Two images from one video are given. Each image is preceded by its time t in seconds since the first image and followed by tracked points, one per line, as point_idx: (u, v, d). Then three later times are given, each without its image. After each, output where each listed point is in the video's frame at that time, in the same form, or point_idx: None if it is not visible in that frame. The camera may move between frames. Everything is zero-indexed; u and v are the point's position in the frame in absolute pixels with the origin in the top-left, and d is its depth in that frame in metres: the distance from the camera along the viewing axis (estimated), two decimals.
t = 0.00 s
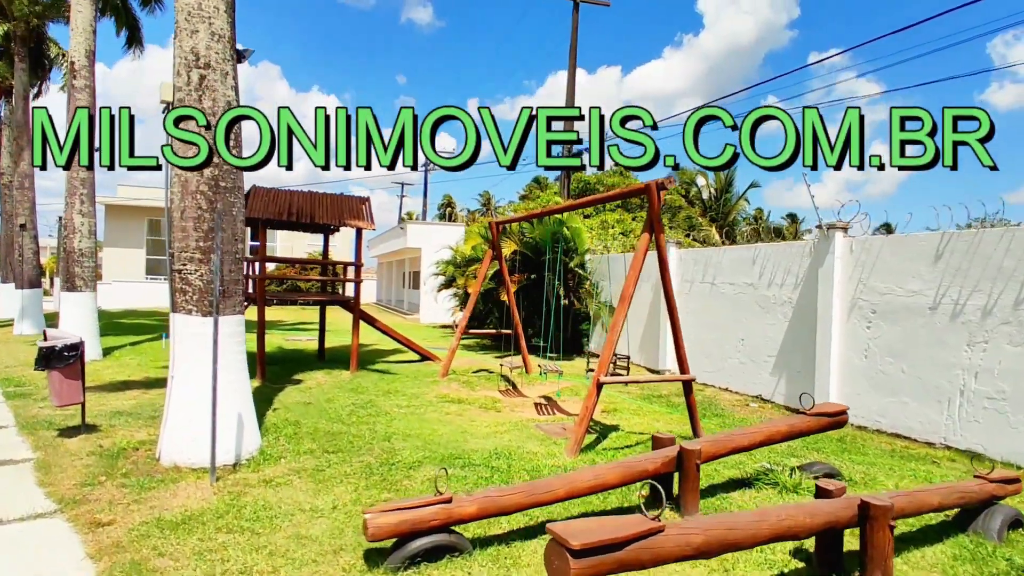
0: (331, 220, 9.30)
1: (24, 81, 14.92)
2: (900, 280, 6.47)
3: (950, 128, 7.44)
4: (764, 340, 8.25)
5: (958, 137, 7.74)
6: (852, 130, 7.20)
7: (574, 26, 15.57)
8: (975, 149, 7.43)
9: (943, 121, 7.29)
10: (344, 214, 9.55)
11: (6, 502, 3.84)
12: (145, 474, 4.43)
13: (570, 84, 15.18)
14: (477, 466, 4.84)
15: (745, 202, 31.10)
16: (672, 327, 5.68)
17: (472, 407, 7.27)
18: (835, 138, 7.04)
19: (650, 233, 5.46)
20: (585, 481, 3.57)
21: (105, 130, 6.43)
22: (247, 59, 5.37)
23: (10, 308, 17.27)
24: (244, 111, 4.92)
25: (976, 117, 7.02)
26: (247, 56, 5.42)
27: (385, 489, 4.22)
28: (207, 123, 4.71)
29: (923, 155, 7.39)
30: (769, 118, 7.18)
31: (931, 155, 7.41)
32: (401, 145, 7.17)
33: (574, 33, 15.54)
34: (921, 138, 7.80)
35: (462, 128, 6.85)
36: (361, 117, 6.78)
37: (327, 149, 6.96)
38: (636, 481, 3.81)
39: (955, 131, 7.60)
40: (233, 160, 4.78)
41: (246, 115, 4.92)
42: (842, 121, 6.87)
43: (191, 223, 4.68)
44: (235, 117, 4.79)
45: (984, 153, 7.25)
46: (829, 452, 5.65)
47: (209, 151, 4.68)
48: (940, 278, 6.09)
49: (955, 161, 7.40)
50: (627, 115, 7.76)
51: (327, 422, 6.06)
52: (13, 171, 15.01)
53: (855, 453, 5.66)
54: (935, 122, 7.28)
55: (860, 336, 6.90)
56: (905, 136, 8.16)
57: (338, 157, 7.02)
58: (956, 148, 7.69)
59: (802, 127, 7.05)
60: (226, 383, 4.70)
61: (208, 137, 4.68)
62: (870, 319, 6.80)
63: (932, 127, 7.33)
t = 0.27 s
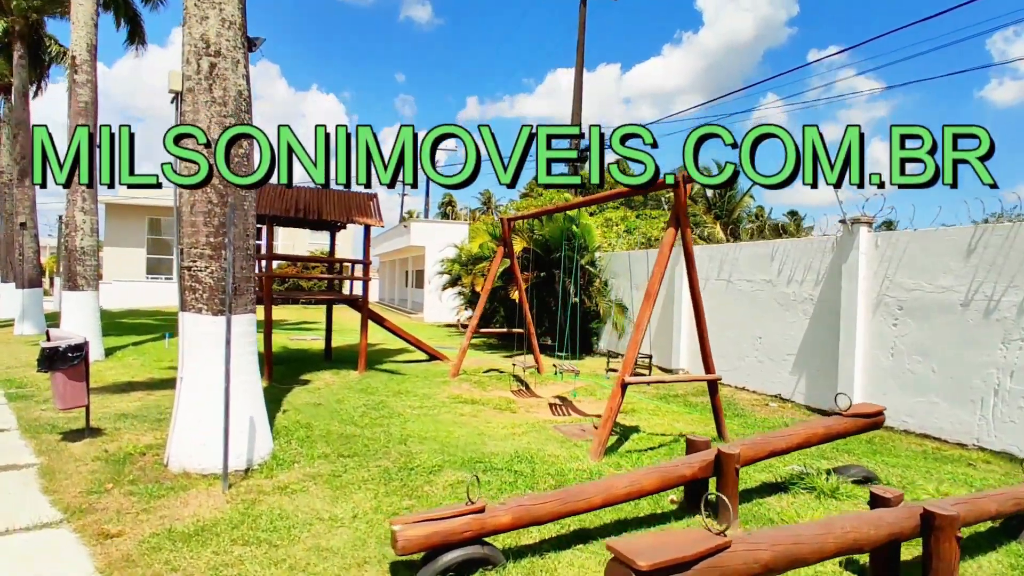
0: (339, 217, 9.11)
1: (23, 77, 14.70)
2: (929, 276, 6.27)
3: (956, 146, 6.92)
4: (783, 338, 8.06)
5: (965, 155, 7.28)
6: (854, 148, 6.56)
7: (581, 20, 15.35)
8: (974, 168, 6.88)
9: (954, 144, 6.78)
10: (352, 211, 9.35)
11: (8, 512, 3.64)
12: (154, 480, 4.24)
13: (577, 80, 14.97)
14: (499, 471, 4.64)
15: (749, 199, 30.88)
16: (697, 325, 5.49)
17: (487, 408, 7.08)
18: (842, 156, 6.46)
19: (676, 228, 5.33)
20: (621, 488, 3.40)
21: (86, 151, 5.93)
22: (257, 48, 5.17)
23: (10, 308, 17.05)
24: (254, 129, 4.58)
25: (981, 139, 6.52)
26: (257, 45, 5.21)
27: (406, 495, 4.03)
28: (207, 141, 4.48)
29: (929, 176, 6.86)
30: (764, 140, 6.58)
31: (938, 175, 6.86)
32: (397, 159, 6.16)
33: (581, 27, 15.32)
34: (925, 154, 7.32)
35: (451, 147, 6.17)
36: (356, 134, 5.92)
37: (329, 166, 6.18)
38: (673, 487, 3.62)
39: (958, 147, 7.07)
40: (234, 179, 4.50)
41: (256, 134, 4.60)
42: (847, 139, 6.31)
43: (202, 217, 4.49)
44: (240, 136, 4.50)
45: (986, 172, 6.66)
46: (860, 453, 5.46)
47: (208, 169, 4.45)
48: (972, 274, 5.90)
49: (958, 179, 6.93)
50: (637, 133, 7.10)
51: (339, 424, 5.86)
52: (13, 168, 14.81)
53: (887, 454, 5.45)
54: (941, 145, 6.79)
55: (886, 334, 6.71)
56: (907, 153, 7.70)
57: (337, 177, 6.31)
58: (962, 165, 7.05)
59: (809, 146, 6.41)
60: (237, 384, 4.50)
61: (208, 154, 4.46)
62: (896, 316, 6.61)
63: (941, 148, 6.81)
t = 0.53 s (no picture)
0: (346, 221, 8.85)
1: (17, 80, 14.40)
2: (963, 280, 6.06)
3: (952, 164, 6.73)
4: (805, 343, 7.83)
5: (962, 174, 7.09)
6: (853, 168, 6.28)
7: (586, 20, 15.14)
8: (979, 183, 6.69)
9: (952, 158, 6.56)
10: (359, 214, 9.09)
11: (7, 539, 3.37)
12: (163, 501, 3.97)
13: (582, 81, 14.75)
14: (527, 489, 4.38)
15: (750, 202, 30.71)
16: (728, 333, 5.26)
17: (503, 419, 6.82)
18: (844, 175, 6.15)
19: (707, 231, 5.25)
20: (671, 510, 3.18)
21: (79, 170, 5.64)
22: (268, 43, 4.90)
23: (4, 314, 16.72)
24: (257, 148, 4.31)
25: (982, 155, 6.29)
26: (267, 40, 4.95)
27: (432, 516, 3.77)
28: (209, 160, 4.25)
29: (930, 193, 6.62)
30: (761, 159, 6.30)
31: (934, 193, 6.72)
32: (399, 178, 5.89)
33: (585, 28, 15.12)
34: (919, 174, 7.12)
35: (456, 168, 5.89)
36: (358, 151, 5.71)
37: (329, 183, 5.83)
38: (723, 508, 3.39)
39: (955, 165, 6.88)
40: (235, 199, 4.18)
41: (260, 153, 4.32)
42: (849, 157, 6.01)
43: (212, 222, 4.23)
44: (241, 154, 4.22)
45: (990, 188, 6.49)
46: (899, 465, 5.23)
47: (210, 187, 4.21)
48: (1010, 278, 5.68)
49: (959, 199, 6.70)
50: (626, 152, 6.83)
51: (353, 438, 5.59)
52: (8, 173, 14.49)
53: (927, 467, 5.22)
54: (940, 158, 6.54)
55: (917, 340, 6.49)
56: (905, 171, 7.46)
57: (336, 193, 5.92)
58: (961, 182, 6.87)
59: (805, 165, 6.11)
60: (249, 398, 4.24)
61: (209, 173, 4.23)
62: (927, 322, 6.38)
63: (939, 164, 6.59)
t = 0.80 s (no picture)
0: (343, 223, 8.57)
1: None
2: (983, 278, 5.93)
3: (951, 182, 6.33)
4: (815, 343, 7.69)
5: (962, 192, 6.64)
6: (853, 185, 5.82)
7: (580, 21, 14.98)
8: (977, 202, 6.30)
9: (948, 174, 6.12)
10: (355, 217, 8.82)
11: None
12: (161, 522, 3.70)
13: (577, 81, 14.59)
14: (548, 500, 4.16)
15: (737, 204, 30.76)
16: (749, 334, 5.08)
17: (511, 425, 6.59)
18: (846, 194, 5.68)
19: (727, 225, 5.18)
20: (715, 523, 2.99)
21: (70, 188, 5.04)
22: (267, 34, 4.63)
23: None
24: (257, 166, 4.00)
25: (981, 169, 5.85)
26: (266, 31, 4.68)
27: (454, 534, 3.53)
28: (209, 178, 3.93)
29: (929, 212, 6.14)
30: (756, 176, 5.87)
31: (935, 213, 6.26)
32: (403, 201, 5.38)
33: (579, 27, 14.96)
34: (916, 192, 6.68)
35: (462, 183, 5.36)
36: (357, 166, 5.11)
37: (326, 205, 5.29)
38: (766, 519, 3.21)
39: (954, 185, 6.41)
40: (233, 217, 3.83)
41: (261, 171, 4.00)
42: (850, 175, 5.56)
43: (211, 221, 3.95)
44: (241, 171, 3.90)
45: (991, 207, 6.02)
46: (927, 467, 5.08)
47: (209, 207, 3.89)
48: None
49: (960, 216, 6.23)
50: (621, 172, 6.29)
51: (359, 448, 5.33)
52: None
53: (955, 469, 5.07)
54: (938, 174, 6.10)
55: (933, 339, 6.35)
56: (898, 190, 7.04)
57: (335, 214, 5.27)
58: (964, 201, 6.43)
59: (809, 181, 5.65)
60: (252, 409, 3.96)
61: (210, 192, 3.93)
62: (943, 321, 6.25)
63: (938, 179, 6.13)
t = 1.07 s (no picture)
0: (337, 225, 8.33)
1: None
2: (993, 276, 5.84)
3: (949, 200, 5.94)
4: (820, 343, 7.60)
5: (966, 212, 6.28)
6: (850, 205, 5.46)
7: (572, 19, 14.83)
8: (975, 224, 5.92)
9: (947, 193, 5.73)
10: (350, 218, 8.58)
11: None
12: (157, 543, 3.46)
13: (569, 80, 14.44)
14: (565, 511, 3.97)
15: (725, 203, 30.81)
16: (765, 335, 4.94)
17: (515, 431, 6.40)
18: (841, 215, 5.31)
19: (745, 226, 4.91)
20: (754, 537, 2.83)
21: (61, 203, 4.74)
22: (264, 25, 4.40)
23: None
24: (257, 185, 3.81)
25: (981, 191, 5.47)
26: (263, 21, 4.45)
27: (471, 551, 3.33)
28: (209, 196, 3.70)
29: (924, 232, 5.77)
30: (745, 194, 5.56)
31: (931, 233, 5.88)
32: (403, 220, 5.22)
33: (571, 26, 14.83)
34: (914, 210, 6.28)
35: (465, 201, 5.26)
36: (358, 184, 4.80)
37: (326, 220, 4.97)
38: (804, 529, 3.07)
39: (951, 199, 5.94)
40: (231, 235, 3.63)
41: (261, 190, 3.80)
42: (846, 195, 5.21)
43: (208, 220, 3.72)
44: (241, 189, 3.72)
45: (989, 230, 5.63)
46: (945, 469, 4.97)
47: (208, 225, 3.67)
48: None
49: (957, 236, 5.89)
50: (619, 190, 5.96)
51: (361, 458, 5.11)
52: None
53: (974, 470, 4.97)
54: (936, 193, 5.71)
55: (942, 338, 6.27)
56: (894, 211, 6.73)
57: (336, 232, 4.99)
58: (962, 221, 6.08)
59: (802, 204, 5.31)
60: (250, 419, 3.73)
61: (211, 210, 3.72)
62: (953, 320, 6.16)
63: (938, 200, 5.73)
